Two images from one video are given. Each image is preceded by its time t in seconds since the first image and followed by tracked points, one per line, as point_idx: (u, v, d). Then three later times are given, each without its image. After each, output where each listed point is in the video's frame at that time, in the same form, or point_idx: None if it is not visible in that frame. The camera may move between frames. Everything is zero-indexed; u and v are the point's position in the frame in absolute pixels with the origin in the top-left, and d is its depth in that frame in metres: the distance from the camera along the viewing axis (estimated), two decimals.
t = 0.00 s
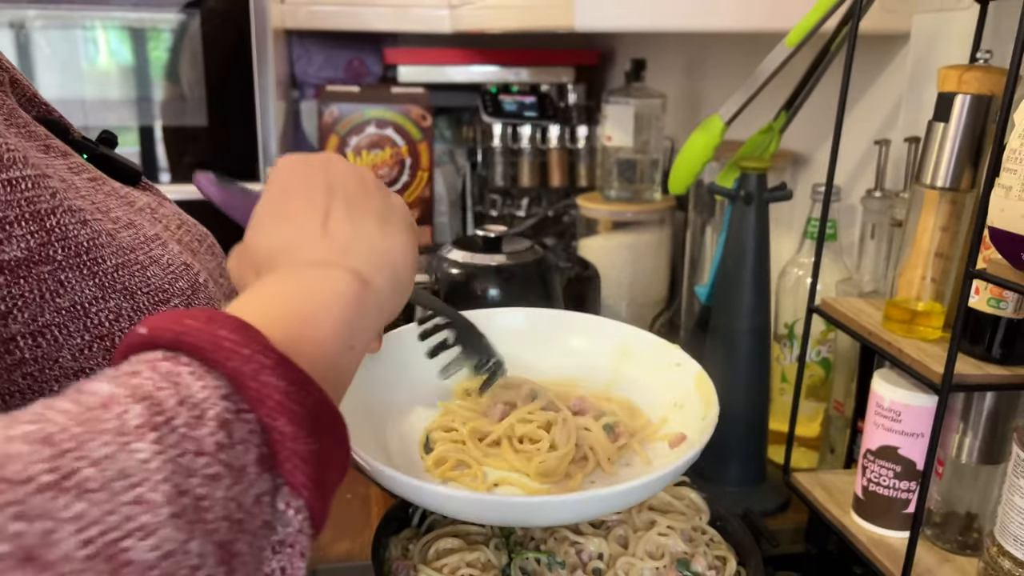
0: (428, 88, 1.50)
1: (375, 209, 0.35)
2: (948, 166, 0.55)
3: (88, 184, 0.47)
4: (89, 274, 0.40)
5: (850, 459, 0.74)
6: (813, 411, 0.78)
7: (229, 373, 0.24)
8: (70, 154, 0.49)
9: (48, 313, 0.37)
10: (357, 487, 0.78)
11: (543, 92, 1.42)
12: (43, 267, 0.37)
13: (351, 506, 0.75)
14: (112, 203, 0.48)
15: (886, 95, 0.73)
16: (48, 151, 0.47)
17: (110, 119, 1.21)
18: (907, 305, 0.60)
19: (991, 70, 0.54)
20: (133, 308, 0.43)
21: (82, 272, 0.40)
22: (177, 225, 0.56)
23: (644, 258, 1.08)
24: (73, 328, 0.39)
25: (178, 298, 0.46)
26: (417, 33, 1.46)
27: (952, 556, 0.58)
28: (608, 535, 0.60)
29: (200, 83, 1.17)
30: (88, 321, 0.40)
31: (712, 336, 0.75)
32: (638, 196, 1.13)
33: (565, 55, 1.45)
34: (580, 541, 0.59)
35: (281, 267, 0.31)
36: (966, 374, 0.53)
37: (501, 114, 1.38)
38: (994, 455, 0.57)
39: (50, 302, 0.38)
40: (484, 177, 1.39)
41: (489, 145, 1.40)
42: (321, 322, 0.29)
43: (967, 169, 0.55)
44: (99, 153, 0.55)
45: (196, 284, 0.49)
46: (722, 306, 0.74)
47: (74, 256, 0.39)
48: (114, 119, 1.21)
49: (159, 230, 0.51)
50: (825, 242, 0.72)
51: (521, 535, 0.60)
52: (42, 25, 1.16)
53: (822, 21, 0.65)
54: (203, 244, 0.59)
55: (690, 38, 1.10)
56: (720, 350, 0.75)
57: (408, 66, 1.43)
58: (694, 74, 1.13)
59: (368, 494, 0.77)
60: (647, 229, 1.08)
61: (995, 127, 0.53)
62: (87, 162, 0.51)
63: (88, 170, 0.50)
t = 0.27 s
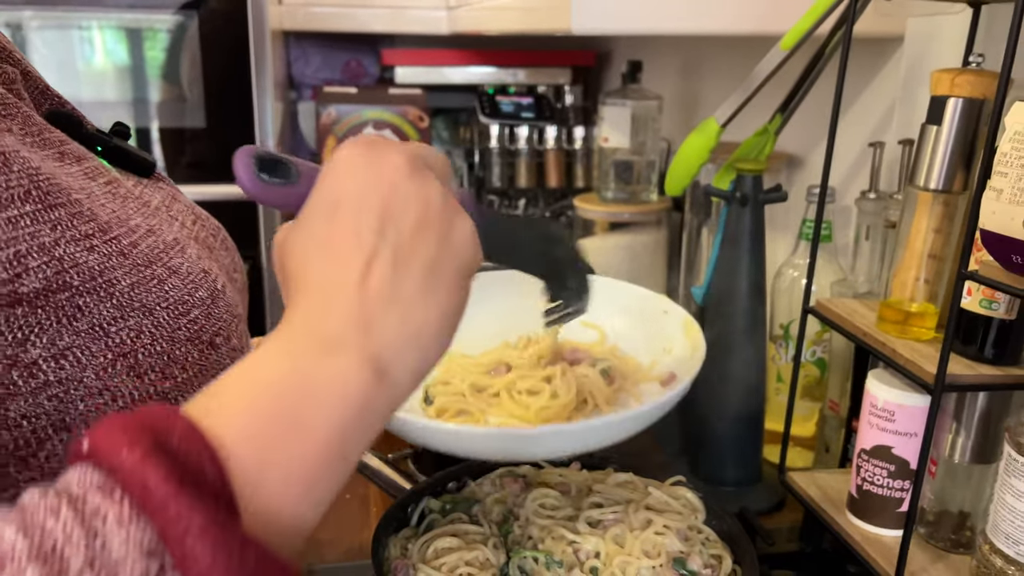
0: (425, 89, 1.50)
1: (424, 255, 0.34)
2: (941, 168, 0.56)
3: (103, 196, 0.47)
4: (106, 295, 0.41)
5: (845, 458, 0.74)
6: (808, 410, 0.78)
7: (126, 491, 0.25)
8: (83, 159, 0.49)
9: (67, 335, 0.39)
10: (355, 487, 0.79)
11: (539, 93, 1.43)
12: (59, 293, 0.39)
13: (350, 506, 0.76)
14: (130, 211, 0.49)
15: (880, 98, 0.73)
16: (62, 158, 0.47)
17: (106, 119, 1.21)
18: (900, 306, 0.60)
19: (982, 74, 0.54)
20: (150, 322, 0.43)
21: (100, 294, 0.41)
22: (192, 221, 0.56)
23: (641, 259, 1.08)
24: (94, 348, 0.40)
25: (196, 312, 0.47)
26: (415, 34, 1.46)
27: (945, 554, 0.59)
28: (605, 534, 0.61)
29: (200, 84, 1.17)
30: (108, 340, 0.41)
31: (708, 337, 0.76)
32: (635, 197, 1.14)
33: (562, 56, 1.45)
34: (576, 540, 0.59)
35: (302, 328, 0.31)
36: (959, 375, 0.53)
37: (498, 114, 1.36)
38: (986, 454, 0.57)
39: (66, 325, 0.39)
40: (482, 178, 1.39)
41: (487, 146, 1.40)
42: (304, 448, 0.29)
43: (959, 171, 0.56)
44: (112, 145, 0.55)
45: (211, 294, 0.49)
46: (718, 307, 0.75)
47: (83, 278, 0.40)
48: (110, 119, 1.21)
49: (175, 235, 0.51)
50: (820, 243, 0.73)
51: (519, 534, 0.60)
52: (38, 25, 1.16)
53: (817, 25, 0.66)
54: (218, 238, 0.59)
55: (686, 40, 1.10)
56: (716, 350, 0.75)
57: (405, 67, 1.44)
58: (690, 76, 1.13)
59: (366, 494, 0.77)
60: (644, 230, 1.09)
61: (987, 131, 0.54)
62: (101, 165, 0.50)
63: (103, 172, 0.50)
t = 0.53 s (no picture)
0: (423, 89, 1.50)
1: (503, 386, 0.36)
2: (935, 169, 0.56)
3: (121, 218, 0.47)
4: (121, 331, 0.41)
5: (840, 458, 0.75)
6: (804, 410, 0.79)
7: None
8: (90, 172, 0.48)
9: (79, 373, 0.39)
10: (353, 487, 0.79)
11: (537, 93, 1.43)
12: (70, 331, 0.39)
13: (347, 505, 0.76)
14: (147, 231, 0.48)
15: (875, 98, 0.74)
16: (68, 173, 0.46)
17: (103, 119, 1.22)
18: (895, 305, 0.61)
19: (976, 75, 0.55)
20: (167, 356, 0.43)
21: (115, 330, 0.41)
22: (201, 228, 0.56)
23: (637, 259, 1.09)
24: (109, 386, 0.40)
25: (218, 344, 0.46)
26: (412, 35, 1.47)
27: (940, 552, 0.59)
28: (602, 532, 0.61)
29: (198, 84, 1.17)
30: (122, 377, 0.41)
31: (705, 336, 0.76)
32: (632, 197, 1.14)
33: (559, 56, 1.46)
34: (572, 538, 0.59)
35: (359, 409, 0.34)
36: (953, 374, 0.54)
37: (495, 114, 1.37)
38: (980, 452, 0.58)
39: (78, 362, 0.39)
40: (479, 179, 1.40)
41: (484, 146, 1.40)
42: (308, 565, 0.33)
43: (953, 172, 0.56)
44: (117, 145, 0.56)
45: (232, 320, 0.48)
46: (714, 307, 0.75)
47: (98, 313, 0.40)
48: (106, 119, 1.21)
49: (191, 252, 0.50)
50: (816, 243, 0.73)
51: (516, 533, 0.61)
52: (35, 25, 1.18)
53: (811, 26, 0.66)
54: (225, 243, 0.59)
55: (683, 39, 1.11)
56: (712, 350, 0.76)
57: (403, 67, 1.44)
58: (687, 76, 1.14)
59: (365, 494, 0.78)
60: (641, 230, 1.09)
61: (981, 132, 0.54)
62: (109, 178, 0.49)
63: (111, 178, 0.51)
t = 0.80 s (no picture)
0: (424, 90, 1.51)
1: (546, 488, 0.40)
2: (930, 170, 0.58)
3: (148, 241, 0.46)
4: (155, 359, 0.41)
5: (838, 454, 0.76)
6: (802, 407, 0.80)
7: None
8: (104, 190, 0.47)
9: (115, 403, 0.40)
10: (359, 483, 0.80)
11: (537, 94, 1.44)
12: (104, 361, 0.39)
13: (353, 502, 0.77)
14: (171, 250, 0.48)
15: (872, 100, 0.75)
16: (87, 194, 0.44)
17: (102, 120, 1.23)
18: (892, 304, 0.62)
19: (970, 79, 0.56)
20: (197, 383, 0.43)
21: (149, 359, 0.41)
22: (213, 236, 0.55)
23: (637, 259, 1.10)
24: (142, 414, 0.41)
25: (246, 364, 0.46)
26: (413, 36, 1.48)
27: (936, 546, 0.60)
28: (606, 526, 0.63)
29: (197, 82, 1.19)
30: (155, 405, 0.41)
31: (705, 335, 0.78)
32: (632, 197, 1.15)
33: (558, 57, 1.47)
34: (577, 532, 0.62)
35: (427, 528, 0.38)
36: (948, 371, 0.55)
37: (496, 115, 1.38)
38: (974, 448, 0.59)
39: (115, 392, 0.40)
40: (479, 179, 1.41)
41: (485, 147, 1.42)
42: None
43: (948, 173, 0.57)
44: (126, 147, 0.56)
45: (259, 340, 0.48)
46: (714, 306, 0.77)
47: (132, 342, 0.40)
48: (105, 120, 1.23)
49: (213, 268, 0.49)
50: (814, 243, 0.75)
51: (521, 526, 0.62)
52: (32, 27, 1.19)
53: (810, 30, 0.67)
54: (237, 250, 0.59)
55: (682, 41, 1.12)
56: (712, 350, 0.77)
57: (404, 69, 1.45)
58: (686, 78, 1.15)
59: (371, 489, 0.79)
60: (641, 231, 1.10)
61: (976, 134, 0.55)
62: (123, 195, 0.47)
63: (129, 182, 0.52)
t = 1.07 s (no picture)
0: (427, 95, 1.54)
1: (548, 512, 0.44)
2: (919, 177, 0.60)
3: (193, 243, 0.47)
4: (218, 355, 0.42)
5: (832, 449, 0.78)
6: (798, 404, 0.84)
7: None
8: (148, 200, 0.45)
9: (182, 398, 0.40)
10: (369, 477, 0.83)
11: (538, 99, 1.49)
12: (172, 358, 0.39)
13: (364, 495, 0.80)
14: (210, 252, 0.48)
15: (864, 107, 0.78)
16: (138, 203, 0.43)
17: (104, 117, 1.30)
18: (883, 305, 0.65)
19: (958, 89, 0.59)
20: (252, 376, 0.44)
21: (214, 356, 0.42)
22: (239, 240, 0.56)
23: (637, 260, 1.13)
24: (204, 409, 0.41)
25: (290, 357, 0.47)
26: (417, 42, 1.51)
27: (924, 536, 0.63)
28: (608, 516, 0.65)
29: (202, 87, 1.26)
30: (216, 400, 0.42)
31: (703, 335, 0.80)
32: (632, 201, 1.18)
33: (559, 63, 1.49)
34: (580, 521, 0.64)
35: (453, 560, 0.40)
36: (935, 368, 0.58)
37: (497, 120, 1.44)
38: (962, 442, 0.62)
39: (184, 387, 0.40)
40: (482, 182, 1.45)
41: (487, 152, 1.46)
42: None
43: (936, 179, 0.60)
44: (159, 159, 0.55)
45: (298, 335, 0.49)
46: (712, 306, 0.79)
47: (198, 338, 0.41)
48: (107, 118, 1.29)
49: (248, 272, 0.50)
50: (809, 245, 0.78)
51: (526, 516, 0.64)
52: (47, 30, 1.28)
53: (804, 42, 0.70)
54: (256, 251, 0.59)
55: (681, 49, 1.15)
56: (710, 350, 0.80)
57: (408, 74, 1.48)
58: (685, 84, 1.18)
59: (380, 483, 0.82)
60: (639, 233, 1.13)
61: (962, 143, 0.58)
62: (160, 202, 0.46)
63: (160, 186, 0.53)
